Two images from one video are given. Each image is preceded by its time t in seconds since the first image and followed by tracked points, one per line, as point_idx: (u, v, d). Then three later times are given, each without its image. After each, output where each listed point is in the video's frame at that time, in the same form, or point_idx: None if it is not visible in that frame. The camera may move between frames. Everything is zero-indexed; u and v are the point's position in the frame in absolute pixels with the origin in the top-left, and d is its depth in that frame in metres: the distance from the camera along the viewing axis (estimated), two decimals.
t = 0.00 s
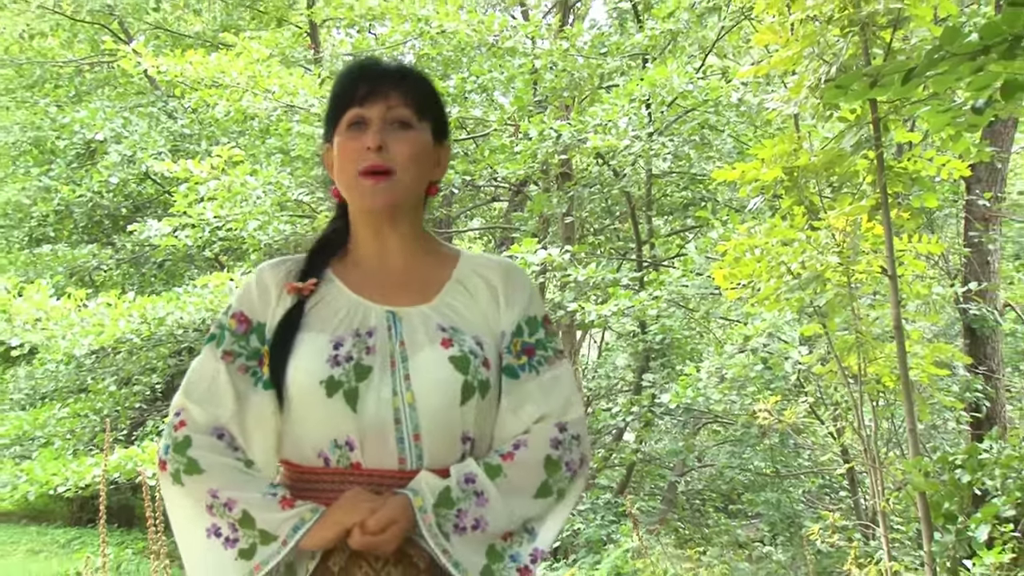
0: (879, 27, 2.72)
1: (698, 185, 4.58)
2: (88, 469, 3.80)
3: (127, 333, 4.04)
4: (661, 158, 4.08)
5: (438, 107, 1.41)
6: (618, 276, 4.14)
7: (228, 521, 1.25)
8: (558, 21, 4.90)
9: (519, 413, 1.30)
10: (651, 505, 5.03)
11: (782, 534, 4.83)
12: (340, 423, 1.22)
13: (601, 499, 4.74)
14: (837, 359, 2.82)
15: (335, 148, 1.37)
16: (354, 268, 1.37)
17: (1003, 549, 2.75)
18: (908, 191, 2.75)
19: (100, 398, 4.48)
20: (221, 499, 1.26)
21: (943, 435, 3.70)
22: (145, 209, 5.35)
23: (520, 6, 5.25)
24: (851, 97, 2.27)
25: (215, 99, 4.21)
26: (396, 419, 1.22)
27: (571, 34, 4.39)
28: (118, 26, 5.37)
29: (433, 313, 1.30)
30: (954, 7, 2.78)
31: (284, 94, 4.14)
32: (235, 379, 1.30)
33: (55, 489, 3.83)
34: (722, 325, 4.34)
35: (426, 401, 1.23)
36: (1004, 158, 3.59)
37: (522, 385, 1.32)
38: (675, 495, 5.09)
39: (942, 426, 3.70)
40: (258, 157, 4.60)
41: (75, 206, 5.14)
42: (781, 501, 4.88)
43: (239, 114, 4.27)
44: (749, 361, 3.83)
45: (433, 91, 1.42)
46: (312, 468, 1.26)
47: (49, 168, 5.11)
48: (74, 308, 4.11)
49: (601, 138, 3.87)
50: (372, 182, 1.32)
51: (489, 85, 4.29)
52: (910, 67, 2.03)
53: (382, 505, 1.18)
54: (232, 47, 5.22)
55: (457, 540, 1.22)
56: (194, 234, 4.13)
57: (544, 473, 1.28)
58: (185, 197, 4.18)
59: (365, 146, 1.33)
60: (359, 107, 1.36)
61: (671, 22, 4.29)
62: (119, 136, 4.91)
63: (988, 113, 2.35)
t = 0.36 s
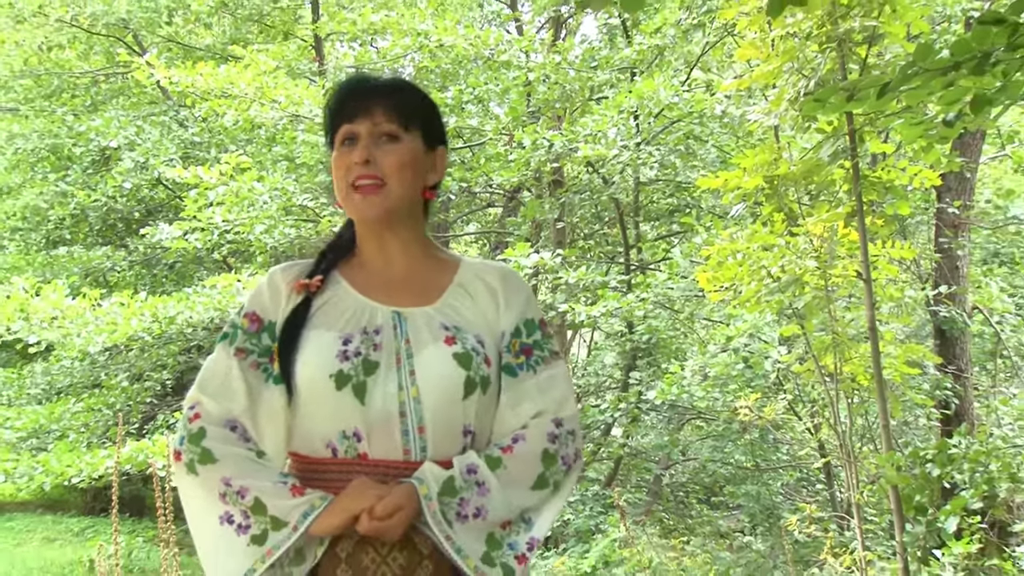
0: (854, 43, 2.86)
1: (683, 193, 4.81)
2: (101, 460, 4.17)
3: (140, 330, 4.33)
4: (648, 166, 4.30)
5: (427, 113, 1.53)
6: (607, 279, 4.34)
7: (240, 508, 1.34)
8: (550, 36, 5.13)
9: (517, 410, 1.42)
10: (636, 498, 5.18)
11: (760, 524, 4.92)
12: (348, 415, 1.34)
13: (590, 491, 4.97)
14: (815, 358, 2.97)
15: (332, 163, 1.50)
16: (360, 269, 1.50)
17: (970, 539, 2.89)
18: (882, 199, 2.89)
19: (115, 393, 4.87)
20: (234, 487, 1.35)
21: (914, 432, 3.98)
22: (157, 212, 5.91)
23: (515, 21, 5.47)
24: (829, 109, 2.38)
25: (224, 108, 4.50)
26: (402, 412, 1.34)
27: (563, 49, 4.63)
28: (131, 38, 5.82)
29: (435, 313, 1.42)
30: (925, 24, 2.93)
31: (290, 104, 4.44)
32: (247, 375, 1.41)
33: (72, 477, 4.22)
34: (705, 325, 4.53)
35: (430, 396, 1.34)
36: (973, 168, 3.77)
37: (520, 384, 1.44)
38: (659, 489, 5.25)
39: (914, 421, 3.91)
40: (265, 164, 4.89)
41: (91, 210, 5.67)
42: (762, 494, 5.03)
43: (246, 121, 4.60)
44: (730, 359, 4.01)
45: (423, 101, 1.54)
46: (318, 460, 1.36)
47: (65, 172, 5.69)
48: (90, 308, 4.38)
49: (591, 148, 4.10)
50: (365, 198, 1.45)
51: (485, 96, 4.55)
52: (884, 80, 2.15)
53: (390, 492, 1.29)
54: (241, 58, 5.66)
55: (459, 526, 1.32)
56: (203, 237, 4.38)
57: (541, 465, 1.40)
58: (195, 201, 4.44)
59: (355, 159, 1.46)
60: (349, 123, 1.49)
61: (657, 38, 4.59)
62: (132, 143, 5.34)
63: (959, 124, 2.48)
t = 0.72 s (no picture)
0: (832, 56, 3.00)
1: (670, 199, 5.04)
2: (115, 455, 4.52)
3: (153, 330, 4.68)
4: (636, 173, 4.55)
5: (432, 134, 1.70)
6: (597, 281, 4.56)
7: (266, 503, 1.41)
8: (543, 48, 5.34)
9: (518, 403, 1.57)
10: (625, 491, 5.39)
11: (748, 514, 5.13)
12: (368, 411, 1.45)
13: (582, 483, 5.19)
14: (796, 356, 3.12)
15: (346, 169, 1.62)
16: (362, 272, 1.63)
17: (943, 527, 3.02)
18: (859, 204, 3.04)
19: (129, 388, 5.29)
20: (261, 483, 1.42)
21: (894, 428, 4.13)
22: (168, 218, 6.47)
23: (510, 34, 5.69)
24: (809, 118, 2.48)
25: (232, 119, 4.75)
26: (417, 408, 1.46)
27: (555, 62, 4.85)
28: (145, 53, 6.43)
29: (440, 314, 1.56)
30: (898, 38, 3.08)
31: (294, 114, 4.66)
32: (260, 376, 1.51)
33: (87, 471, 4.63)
34: (691, 324, 4.69)
35: (442, 391, 1.48)
36: (945, 175, 3.94)
37: (520, 378, 1.59)
38: (647, 481, 5.41)
39: (893, 420, 4.12)
40: (270, 171, 5.05)
41: (106, 216, 6.23)
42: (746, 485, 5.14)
43: (254, 131, 4.82)
44: (715, 357, 4.17)
45: (427, 120, 1.70)
46: (337, 455, 1.46)
47: (85, 179, 6.29)
48: (104, 309, 4.71)
49: (582, 155, 4.34)
50: (388, 202, 1.59)
51: (481, 107, 4.77)
52: (861, 92, 2.27)
53: (418, 484, 1.39)
54: (247, 71, 6.20)
55: (478, 514, 1.45)
56: (213, 242, 4.65)
57: (547, 453, 1.56)
58: (204, 208, 4.72)
59: (382, 166, 1.59)
60: (371, 132, 1.62)
61: (644, 50, 4.73)
62: (145, 151, 5.98)
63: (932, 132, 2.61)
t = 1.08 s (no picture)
0: (816, 66, 3.15)
1: (662, 203, 5.18)
2: (134, 445, 4.87)
3: (168, 327, 4.97)
4: (630, 178, 4.62)
5: (432, 141, 1.78)
6: (592, 280, 4.85)
7: (295, 491, 1.43)
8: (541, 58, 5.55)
9: (520, 398, 1.67)
10: (618, 481, 5.60)
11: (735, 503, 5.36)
12: (390, 404, 1.50)
13: (576, 472, 5.44)
14: (781, 352, 3.30)
15: (354, 173, 1.68)
16: (368, 272, 1.69)
17: (921, 514, 3.16)
18: (842, 207, 3.17)
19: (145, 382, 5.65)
20: (291, 473, 1.44)
21: (874, 420, 4.31)
22: (182, 219, 6.93)
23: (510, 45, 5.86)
24: (795, 125, 2.62)
25: (244, 126, 5.00)
26: (433, 402, 1.53)
27: (551, 71, 5.09)
28: (161, 63, 6.76)
29: (447, 313, 1.64)
30: (879, 50, 3.22)
31: (303, 121, 4.90)
32: (282, 367, 1.52)
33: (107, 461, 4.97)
34: (681, 321, 4.86)
35: (456, 386, 1.56)
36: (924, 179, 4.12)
37: (521, 374, 1.70)
38: (639, 470, 5.66)
39: (874, 413, 4.30)
40: (281, 175, 5.34)
41: (124, 218, 6.73)
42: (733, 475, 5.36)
43: (265, 138, 5.06)
44: (705, 353, 4.34)
45: (428, 128, 1.78)
46: (357, 446, 1.50)
47: (104, 183, 6.68)
48: (123, 308, 4.97)
49: (578, 161, 4.55)
50: (394, 206, 1.66)
51: (481, 114, 4.95)
52: (842, 101, 2.42)
53: (443, 474, 1.46)
54: (258, 80, 6.53)
55: (493, 503, 1.53)
56: (226, 242, 5.04)
57: (549, 446, 1.66)
58: (217, 211, 5.00)
59: (389, 170, 1.66)
60: (377, 138, 1.68)
61: (637, 61, 5.03)
62: (161, 157, 6.26)
63: (911, 138, 2.74)
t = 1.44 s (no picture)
0: (798, 77, 3.31)
1: (652, 205, 5.49)
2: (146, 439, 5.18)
3: (180, 324, 5.18)
4: (621, 181, 4.99)
5: (444, 154, 1.91)
6: (585, 279, 4.96)
7: (308, 481, 1.55)
8: (537, 68, 5.77)
9: (514, 394, 1.83)
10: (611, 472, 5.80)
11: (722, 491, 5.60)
12: (396, 399, 1.63)
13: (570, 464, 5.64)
14: (765, 348, 3.47)
15: (369, 178, 1.81)
16: (371, 270, 1.83)
17: (897, 503, 3.32)
18: (822, 210, 3.33)
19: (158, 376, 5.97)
20: (304, 464, 1.56)
21: (853, 414, 4.50)
22: (194, 221, 7.39)
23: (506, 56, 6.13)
24: (779, 133, 2.79)
25: (253, 132, 5.19)
26: (436, 397, 1.67)
27: (547, 80, 5.31)
28: (174, 73, 7.22)
29: (447, 312, 1.79)
30: (858, 61, 3.38)
31: (309, 128, 5.08)
32: (293, 361, 1.64)
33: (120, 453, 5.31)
34: (671, 319, 5.08)
35: (457, 382, 1.70)
36: (903, 183, 4.31)
37: (515, 372, 1.86)
38: (630, 461, 5.86)
39: (854, 407, 4.49)
40: (289, 180, 5.49)
41: (138, 220, 7.20)
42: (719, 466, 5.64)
43: (273, 145, 5.26)
44: (692, 350, 4.59)
45: (440, 140, 1.91)
46: (362, 439, 1.63)
47: (119, 187, 7.15)
48: (136, 306, 5.21)
49: (572, 166, 4.75)
50: (403, 213, 1.80)
51: (479, 121, 5.15)
52: (824, 110, 2.60)
53: (449, 466, 1.59)
54: (265, 88, 6.79)
55: (493, 492, 1.69)
56: (235, 244, 5.29)
57: (542, 438, 1.82)
58: (227, 214, 5.24)
59: (403, 180, 1.79)
60: (396, 147, 1.81)
61: (628, 71, 5.23)
62: (174, 163, 6.62)
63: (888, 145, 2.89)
